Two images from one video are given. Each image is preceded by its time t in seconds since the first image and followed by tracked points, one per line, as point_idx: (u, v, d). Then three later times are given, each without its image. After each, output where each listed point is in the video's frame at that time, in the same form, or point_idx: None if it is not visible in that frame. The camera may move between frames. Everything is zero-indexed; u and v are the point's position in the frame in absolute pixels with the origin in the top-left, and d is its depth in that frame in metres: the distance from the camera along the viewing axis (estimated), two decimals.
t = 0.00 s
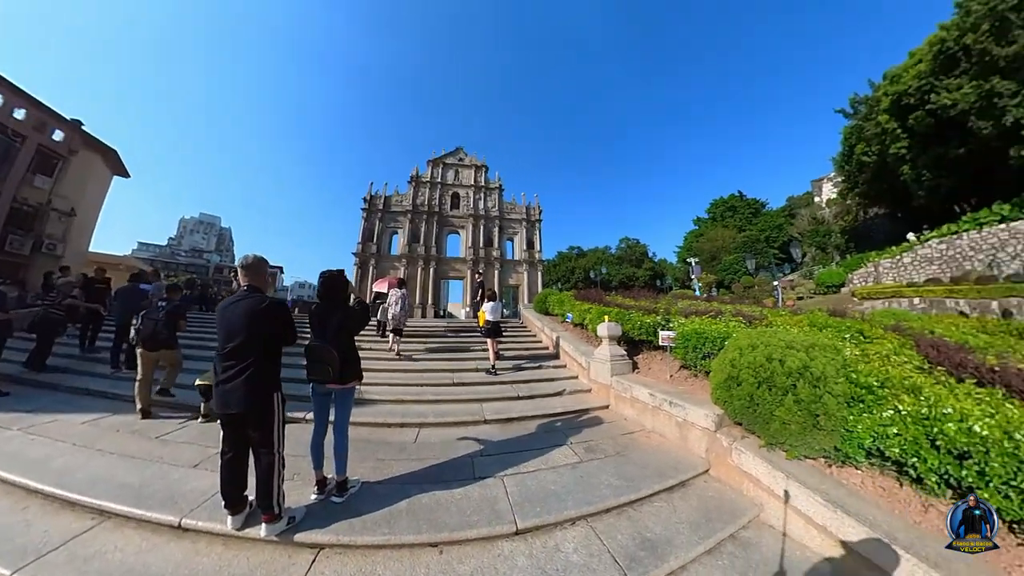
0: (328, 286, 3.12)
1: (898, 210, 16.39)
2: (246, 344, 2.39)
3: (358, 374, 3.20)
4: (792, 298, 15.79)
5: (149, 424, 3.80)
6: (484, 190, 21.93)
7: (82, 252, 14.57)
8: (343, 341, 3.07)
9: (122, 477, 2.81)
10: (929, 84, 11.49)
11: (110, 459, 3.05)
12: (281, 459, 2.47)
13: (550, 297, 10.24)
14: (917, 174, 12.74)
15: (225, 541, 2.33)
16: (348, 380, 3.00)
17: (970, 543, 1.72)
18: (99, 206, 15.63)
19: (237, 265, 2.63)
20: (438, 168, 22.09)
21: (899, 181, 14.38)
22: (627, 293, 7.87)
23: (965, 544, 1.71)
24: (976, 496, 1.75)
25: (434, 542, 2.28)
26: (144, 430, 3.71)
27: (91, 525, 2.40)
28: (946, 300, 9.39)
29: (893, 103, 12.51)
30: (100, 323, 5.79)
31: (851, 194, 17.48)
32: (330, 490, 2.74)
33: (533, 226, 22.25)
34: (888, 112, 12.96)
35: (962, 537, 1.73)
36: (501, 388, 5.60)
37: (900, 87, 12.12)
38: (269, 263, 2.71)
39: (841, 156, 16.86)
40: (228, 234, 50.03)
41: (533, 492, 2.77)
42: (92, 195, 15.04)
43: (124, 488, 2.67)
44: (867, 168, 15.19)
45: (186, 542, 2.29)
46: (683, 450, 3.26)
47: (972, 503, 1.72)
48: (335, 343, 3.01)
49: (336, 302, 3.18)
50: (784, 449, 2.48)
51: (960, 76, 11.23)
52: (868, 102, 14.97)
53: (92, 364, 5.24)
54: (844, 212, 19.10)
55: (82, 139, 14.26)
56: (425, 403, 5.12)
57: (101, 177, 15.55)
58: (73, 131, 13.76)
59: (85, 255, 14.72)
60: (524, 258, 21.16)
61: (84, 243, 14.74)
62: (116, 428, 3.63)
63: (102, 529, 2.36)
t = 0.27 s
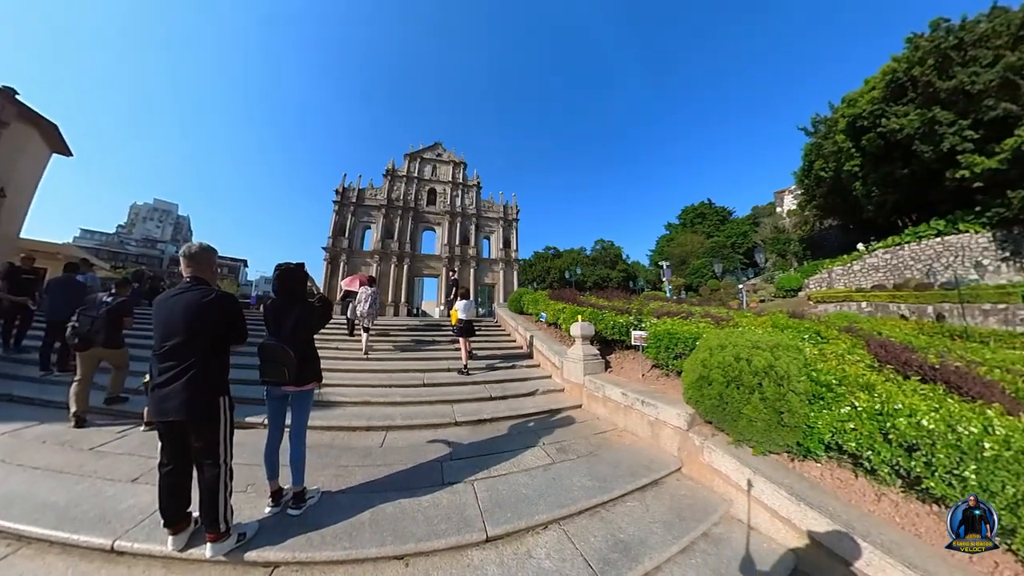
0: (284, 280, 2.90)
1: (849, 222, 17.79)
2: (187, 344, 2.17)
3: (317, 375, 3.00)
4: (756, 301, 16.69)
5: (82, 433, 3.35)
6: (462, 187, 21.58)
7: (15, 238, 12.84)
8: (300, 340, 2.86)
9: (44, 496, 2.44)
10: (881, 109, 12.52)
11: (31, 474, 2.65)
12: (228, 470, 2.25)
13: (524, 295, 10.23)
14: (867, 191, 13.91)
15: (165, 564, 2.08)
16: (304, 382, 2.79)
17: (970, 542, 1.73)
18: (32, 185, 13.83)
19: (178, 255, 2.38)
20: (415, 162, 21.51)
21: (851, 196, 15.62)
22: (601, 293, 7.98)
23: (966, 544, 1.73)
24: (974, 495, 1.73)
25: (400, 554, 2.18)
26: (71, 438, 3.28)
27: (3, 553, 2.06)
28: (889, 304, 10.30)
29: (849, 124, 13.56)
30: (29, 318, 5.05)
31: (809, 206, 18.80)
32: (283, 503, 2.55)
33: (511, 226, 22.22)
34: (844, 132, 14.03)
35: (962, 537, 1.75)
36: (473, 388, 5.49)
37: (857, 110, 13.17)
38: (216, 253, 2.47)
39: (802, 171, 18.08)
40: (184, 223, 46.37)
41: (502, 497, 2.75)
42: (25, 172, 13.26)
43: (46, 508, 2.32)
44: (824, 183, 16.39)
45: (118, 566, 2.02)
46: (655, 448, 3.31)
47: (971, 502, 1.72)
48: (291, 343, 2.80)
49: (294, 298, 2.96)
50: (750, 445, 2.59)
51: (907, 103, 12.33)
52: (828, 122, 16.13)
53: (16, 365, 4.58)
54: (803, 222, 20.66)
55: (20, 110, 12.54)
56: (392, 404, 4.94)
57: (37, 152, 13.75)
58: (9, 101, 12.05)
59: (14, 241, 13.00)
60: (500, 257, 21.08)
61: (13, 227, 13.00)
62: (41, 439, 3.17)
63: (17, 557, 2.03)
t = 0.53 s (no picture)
0: (275, 279, 2.85)
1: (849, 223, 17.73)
2: (173, 344, 2.11)
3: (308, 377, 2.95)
4: (757, 301, 16.63)
5: (74, 434, 3.29)
6: (462, 187, 21.52)
7: (11, 236, 12.84)
8: (291, 341, 2.81)
9: (33, 498, 2.38)
10: (882, 109, 12.47)
11: (21, 476, 2.60)
12: (216, 474, 2.21)
13: (524, 296, 10.18)
14: (868, 191, 13.88)
15: (153, 568, 2.03)
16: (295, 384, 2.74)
17: (970, 542, 1.71)
18: (33, 184, 13.80)
19: (164, 253, 2.33)
20: (415, 162, 21.46)
21: (852, 196, 15.57)
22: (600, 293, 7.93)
23: (966, 544, 1.71)
24: (973, 494, 1.71)
25: (390, 560, 2.16)
26: (62, 438, 3.23)
27: None
28: (890, 304, 10.26)
29: (849, 124, 13.53)
30: (24, 318, 5.02)
31: (809, 207, 18.76)
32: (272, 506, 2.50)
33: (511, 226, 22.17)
34: (845, 132, 13.99)
35: (962, 537, 1.72)
36: (470, 389, 5.44)
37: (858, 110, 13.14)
38: (204, 251, 2.41)
39: (802, 171, 18.03)
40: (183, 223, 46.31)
41: (497, 503, 2.71)
42: (25, 171, 13.24)
43: (34, 510, 2.27)
44: (824, 183, 16.34)
45: (105, 571, 1.97)
46: (655, 452, 3.26)
47: (970, 502, 1.69)
48: (281, 343, 2.75)
49: (284, 298, 2.91)
50: (754, 450, 2.53)
51: (908, 104, 12.28)
52: (829, 122, 16.07)
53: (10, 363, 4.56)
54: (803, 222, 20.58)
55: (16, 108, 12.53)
56: (389, 406, 4.90)
57: (37, 151, 13.74)
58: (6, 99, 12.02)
59: (15, 241, 12.98)
60: (500, 257, 21.04)
61: (11, 226, 12.96)
62: (33, 440, 3.12)
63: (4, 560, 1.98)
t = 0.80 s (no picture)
0: (284, 282, 2.89)
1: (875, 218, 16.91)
2: (186, 347, 2.15)
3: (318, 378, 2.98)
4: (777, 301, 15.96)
5: (100, 431, 3.42)
6: (473, 188, 21.61)
7: (45, 243, 13.65)
8: (300, 343, 2.84)
9: (58, 491, 2.47)
10: (906, 97, 11.81)
11: (48, 470, 2.70)
12: (227, 473, 2.24)
13: (535, 296, 10.10)
14: (893, 184, 13.16)
15: (167, 564, 2.07)
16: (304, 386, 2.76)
17: (969, 542, 1.68)
18: (66, 194, 14.69)
19: (177, 256, 2.39)
20: (427, 164, 21.69)
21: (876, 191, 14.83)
22: (612, 293, 7.77)
23: (966, 544, 1.67)
24: (974, 495, 1.70)
25: (396, 564, 2.16)
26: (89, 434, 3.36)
27: (18, 545, 2.09)
28: (917, 304, 9.66)
29: (872, 114, 12.90)
30: (55, 320, 5.30)
31: (830, 202, 18.00)
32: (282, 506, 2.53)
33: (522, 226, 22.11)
34: (867, 123, 13.32)
35: (962, 537, 1.69)
36: (481, 390, 5.42)
37: (880, 99, 12.53)
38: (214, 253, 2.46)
39: (822, 165, 17.28)
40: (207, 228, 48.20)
41: (505, 509, 2.66)
42: (58, 182, 14.10)
43: (57, 503, 2.35)
44: (846, 177, 15.62)
45: (123, 565, 2.02)
46: (670, 458, 3.14)
47: (970, 502, 1.67)
48: (291, 345, 2.78)
49: (293, 300, 2.95)
50: (778, 459, 2.39)
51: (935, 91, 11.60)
52: (850, 113, 15.35)
53: (44, 362, 4.83)
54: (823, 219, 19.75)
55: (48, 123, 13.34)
56: (401, 406, 4.92)
57: (69, 164, 14.63)
58: (38, 115, 12.85)
59: (48, 247, 13.81)
60: (512, 258, 21.01)
61: (46, 234, 13.77)
62: (60, 435, 3.25)
63: (30, 550, 2.06)
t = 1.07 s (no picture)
0: (299, 284, 2.95)
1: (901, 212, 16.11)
2: (206, 348, 2.22)
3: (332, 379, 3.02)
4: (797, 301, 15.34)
5: (126, 427, 3.58)
6: (484, 190, 21.69)
7: (78, 249, 14.47)
8: (314, 344, 2.89)
9: (87, 484, 2.59)
10: (933, 84, 11.18)
11: (78, 464, 2.84)
12: (244, 471, 2.30)
13: (548, 296, 10.03)
14: (919, 175, 12.47)
15: (186, 557, 2.14)
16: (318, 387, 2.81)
17: (969, 542, 1.65)
18: (96, 203, 15.52)
19: (197, 260, 2.47)
20: (438, 167, 21.90)
21: (902, 183, 14.10)
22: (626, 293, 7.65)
23: (964, 544, 1.65)
24: (974, 495, 1.67)
25: (407, 565, 2.16)
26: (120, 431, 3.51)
27: (49, 535, 2.20)
28: (948, 302, 9.13)
29: (895, 103, 12.27)
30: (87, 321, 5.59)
31: (852, 196, 17.26)
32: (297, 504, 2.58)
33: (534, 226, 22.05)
34: (891, 112, 12.69)
35: (962, 537, 1.66)
36: (493, 391, 5.42)
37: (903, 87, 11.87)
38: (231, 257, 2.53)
39: (842, 158, 16.57)
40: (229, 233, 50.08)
41: (517, 513, 2.63)
42: (89, 191, 14.89)
43: (86, 495, 2.47)
44: (868, 170, 14.92)
45: (146, 558, 2.10)
46: (686, 463, 3.05)
47: (970, 502, 1.65)
48: (306, 347, 2.84)
49: (309, 302, 3.01)
50: (800, 467, 2.28)
51: (963, 76, 10.92)
52: (871, 103, 14.66)
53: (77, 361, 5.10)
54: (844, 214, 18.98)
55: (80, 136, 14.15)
56: (414, 407, 4.97)
57: (99, 174, 15.44)
58: (70, 129, 13.61)
59: (81, 252, 14.65)
60: (524, 258, 20.97)
61: (78, 240, 14.59)
62: (91, 431, 3.41)
63: (60, 539, 2.16)
